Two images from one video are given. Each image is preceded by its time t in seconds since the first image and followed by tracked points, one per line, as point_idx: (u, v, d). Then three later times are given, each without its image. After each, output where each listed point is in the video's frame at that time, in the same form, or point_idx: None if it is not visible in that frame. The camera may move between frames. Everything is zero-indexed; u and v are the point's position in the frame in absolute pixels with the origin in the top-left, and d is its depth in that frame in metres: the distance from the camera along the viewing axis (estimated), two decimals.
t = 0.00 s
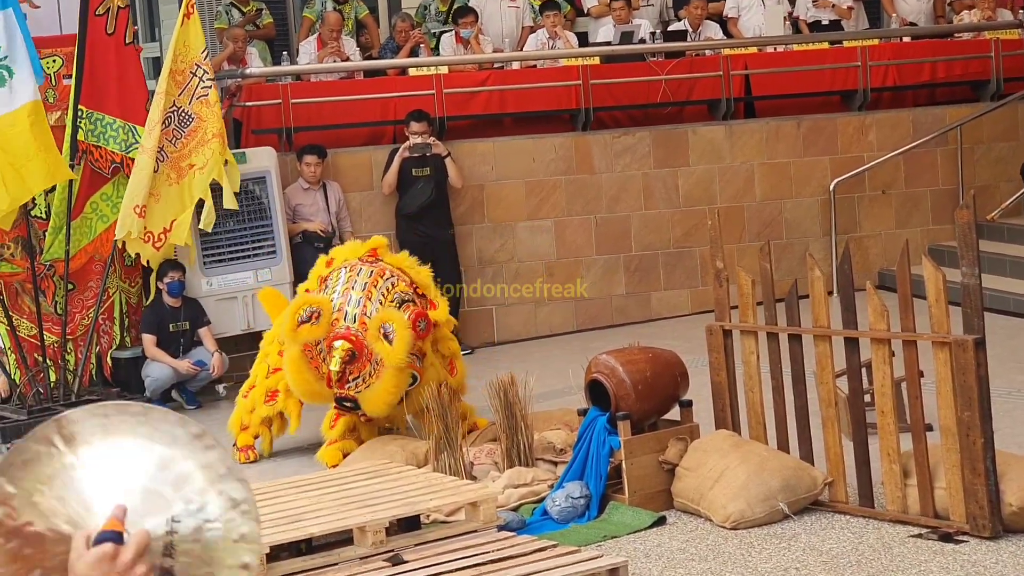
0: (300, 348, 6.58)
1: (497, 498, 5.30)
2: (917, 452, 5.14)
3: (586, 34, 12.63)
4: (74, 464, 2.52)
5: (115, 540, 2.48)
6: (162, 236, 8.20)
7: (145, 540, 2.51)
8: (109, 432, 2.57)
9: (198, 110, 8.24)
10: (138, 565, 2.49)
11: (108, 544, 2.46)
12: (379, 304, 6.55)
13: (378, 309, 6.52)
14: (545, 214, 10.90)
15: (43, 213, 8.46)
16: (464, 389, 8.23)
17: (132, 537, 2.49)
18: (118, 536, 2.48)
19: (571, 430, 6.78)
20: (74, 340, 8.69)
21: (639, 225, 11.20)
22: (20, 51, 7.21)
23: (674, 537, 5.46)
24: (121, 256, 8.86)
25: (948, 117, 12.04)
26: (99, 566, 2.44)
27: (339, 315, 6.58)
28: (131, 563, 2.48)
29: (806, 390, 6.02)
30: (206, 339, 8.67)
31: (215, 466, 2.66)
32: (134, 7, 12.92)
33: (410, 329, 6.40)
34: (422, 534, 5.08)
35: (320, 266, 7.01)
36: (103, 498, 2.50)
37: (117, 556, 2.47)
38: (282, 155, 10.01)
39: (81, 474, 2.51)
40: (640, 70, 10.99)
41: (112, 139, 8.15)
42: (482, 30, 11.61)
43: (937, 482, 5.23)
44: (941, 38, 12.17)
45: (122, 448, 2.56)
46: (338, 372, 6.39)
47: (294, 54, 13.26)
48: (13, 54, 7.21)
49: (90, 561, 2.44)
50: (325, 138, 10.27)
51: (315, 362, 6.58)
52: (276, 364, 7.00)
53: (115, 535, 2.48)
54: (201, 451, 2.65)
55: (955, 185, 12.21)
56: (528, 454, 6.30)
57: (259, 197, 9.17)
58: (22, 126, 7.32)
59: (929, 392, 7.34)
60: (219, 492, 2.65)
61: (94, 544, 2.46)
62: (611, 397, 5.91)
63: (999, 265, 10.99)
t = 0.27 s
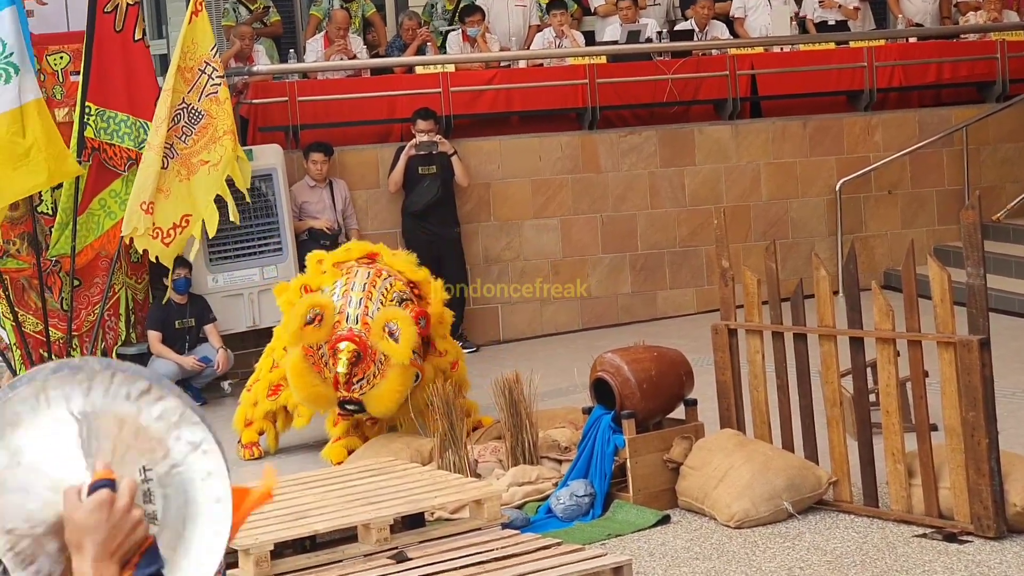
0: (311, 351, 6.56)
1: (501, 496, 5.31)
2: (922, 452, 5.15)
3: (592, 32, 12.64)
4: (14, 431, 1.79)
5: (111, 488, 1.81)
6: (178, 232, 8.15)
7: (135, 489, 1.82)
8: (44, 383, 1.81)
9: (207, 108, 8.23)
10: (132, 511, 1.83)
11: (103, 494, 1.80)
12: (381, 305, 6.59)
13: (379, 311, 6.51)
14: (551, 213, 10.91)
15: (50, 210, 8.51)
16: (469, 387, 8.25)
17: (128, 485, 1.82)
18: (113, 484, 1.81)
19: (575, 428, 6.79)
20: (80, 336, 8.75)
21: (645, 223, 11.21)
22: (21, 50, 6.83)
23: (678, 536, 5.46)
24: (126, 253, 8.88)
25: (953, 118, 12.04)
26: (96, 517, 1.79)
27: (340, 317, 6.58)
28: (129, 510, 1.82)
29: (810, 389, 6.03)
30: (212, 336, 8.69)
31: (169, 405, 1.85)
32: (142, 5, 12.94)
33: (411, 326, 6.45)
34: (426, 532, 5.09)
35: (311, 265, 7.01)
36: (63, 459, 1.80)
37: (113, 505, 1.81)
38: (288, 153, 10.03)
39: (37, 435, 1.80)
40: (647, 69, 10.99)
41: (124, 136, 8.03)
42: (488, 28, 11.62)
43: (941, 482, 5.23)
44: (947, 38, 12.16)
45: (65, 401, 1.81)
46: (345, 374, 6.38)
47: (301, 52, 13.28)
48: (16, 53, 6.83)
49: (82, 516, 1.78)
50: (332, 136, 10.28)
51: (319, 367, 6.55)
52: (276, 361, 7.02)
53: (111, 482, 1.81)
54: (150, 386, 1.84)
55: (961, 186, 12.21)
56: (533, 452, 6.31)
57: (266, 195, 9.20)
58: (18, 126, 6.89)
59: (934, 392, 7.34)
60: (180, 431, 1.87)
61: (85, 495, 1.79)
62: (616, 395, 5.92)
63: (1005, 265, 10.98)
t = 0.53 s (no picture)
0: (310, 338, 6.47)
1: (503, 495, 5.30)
2: (924, 454, 5.14)
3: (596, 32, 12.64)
4: (40, 398, 2.18)
5: (111, 452, 2.20)
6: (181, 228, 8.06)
7: (139, 445, 2.22)
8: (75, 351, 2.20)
9: (214, 105, 8.26)
10: (137, 472, 2.22)
11: (103, 459, 2.19)
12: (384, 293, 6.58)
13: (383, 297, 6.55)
14: (554, 212, 10.90)
15: (53, 206, 8.49)
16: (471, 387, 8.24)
17: (128, 446, 2.21)
18: (114, 448, 2.20)
19: (577, 428, 6.79)
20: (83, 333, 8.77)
21: (648, 223, 11.20)
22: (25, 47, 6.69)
23: (679, 536, 5.46)
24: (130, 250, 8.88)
25: (958, 119, 12.02)
26: (98, 483, 2.19)
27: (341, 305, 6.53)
28: (132, 471, 2.22)
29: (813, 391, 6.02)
30: (215, 333, 8.67)
31: (179, 355, 2.26)
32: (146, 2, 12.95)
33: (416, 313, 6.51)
34: (428, 530, 5.08)
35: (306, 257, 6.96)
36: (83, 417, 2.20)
37: (115, 468, 2.20)
38: (292, 151, 10.03)
39: (70, 388, 2.19)
40: (651, 69, 10.98)
41: (128, 134, 7.96)
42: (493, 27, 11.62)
43: (943, 484, 5.23)
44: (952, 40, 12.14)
45: (90, 360, 2.21)
46: (348, 359, 6.33)
47: (305, 50, 13.29)
48: (20, 50, 6.69)
49: (87, 481, 2.19)
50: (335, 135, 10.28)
51: (319, 354, 6.47)
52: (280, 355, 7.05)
53: (112, 446, 2.20)
54: (160, 338, 2.26)
55: (964, 187, 12.19)
56: (535, 452, 6.31)
57: (269, 192, 9.22)
58: (22, 124, 6.83)
59: (936, 394, 7.33)
60: (196, 375, 2.27)
61: (91, 461, 2.19)
62: (618, 395, 5.92)
63: (1009, 267, 10.96)
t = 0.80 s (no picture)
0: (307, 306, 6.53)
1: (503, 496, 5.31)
2: (925, 457, 5.14)
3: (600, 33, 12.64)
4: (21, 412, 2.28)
5: (89, 476, 2.28)
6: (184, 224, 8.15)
7: (117, 470, 2.31)
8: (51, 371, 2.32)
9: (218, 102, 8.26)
10: (115, 497, 2.31)
11: (82, 481, 2.27)
12: (385, 284, 6.54)
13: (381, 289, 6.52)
14: (557, 213, 10.91)
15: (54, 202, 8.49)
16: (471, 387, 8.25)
17: (104, 468, 2.30)
18: (91, 472, 2.28)
19: (578, 429, 6.80)
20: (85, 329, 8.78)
21: (650, 225, 11.20)
22: (30, 43, 6.68)
23: (679, 538, 5.46)
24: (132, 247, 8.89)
25: (961, 124, 12.02)
26: (78, 504, 2.27)
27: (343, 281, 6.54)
28: (109, 495, 2.30)
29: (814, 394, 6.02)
30: (218, 332, 8.73)
31: (158, 381, 2.39)
32: None
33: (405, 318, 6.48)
34: (428, 531, 5.10)
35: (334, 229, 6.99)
36: (58, 436, 2.29)
37: (94, 491, 2.28)
38: (295, 150, 10.04)
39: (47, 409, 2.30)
40: (654, 71, 10.98)
41: (128, 131, 7.82)
42: (497, 28, 11.62)
43: (943, 488, 5.23)
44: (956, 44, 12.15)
45: (65, 379, 2.32)
46: (329, 335, 6.35)
47: (309, 49, 13.29)
48: (24, 47, 6.68)
49: (66, 505, 2.27)
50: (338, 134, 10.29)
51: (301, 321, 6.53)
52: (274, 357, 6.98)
53: (89, 471, 2.28)
54: (141, 365, 2.38)
55: (967, 192, 12.20)
56: (536, 453, 6.32)
57: (272, 192, 9.23)
58: (27, 121, 6.84)
59: (937, 399, 7.33)
60: (176, 406, 2.41)
61: (69, 485, 2.27)
62: (620, 397, 5.92)
63: (1011, 272, 10.96)
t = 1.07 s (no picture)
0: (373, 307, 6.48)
1: (504, 497, 5.32)
2: (925, 463, 5.14)
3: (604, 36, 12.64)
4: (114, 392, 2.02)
5: (172, 467, 2.01)
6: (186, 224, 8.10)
7: (200, 468, 2.03)
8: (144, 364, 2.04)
9: (221, 102, 8.20)
10: (192, 494, 2.03)
11: (164, 471, 2.00)
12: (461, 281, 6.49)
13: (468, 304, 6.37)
14: (559, 216, 10.91)
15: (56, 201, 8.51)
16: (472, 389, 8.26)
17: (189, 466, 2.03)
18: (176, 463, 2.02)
19: (579, 431, 6.80)
20: (87, 328, 8.79)
21: (653, 229, 11.21)
22: (33, 42, 6.72)
23: (679, 541, 5.46)
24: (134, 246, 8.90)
25: (965, 130, 12.02)
26: (156, 496, 1.99)
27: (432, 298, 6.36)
28: (188, 492, 2.03)
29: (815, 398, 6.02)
30: (219, 331, 8.71)
31: (253, 400, 2.11)
32: None
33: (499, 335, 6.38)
34: (428, 532, 5.10)
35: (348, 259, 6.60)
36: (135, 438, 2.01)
37: (173, 485, 2.02)
38: (298, 150, 10.05)
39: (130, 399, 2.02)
40: (658, 75, 10.99)
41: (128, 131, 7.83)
42: (501, 30, 11.63)
43: (943, 494, 5.23)
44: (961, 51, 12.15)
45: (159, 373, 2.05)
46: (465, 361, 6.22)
47: (313, 49, 13.31)
48: (28, 45, 6.71)
49: (143, 493, 1.99)
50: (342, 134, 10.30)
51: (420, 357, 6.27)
52: (268, 363, 6.67)
53: (173, 462, 2.01)
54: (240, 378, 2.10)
55: (970, 198, 12.20)
56: (536, 455, 6.32)
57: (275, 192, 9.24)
58: (32, 119, 6.85)
59: (938, 404, 7.34)
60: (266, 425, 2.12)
61: (150, 473, 1.99)
62: (621, 400, 5.92)
63: (1013, 279, 10.96)
